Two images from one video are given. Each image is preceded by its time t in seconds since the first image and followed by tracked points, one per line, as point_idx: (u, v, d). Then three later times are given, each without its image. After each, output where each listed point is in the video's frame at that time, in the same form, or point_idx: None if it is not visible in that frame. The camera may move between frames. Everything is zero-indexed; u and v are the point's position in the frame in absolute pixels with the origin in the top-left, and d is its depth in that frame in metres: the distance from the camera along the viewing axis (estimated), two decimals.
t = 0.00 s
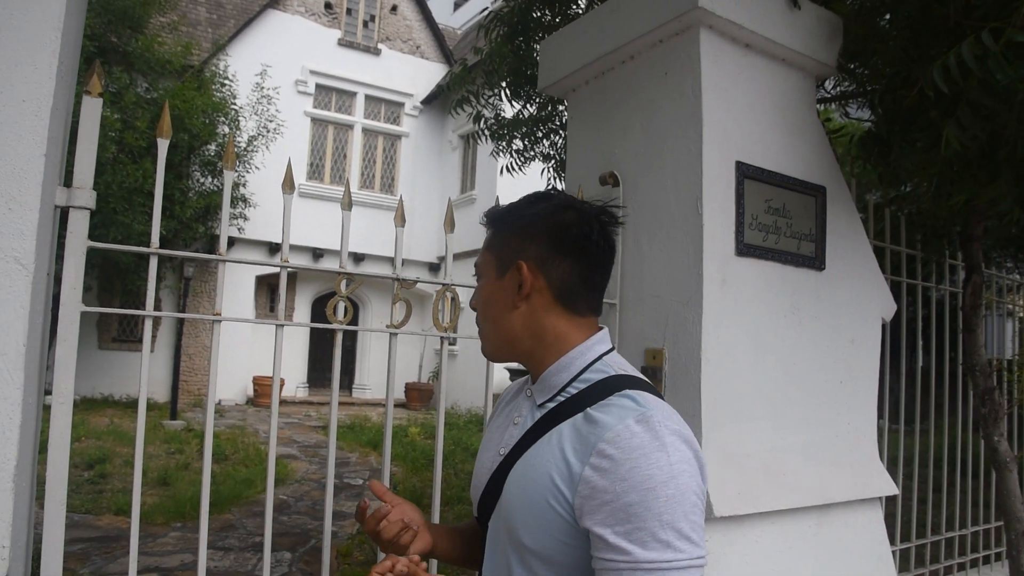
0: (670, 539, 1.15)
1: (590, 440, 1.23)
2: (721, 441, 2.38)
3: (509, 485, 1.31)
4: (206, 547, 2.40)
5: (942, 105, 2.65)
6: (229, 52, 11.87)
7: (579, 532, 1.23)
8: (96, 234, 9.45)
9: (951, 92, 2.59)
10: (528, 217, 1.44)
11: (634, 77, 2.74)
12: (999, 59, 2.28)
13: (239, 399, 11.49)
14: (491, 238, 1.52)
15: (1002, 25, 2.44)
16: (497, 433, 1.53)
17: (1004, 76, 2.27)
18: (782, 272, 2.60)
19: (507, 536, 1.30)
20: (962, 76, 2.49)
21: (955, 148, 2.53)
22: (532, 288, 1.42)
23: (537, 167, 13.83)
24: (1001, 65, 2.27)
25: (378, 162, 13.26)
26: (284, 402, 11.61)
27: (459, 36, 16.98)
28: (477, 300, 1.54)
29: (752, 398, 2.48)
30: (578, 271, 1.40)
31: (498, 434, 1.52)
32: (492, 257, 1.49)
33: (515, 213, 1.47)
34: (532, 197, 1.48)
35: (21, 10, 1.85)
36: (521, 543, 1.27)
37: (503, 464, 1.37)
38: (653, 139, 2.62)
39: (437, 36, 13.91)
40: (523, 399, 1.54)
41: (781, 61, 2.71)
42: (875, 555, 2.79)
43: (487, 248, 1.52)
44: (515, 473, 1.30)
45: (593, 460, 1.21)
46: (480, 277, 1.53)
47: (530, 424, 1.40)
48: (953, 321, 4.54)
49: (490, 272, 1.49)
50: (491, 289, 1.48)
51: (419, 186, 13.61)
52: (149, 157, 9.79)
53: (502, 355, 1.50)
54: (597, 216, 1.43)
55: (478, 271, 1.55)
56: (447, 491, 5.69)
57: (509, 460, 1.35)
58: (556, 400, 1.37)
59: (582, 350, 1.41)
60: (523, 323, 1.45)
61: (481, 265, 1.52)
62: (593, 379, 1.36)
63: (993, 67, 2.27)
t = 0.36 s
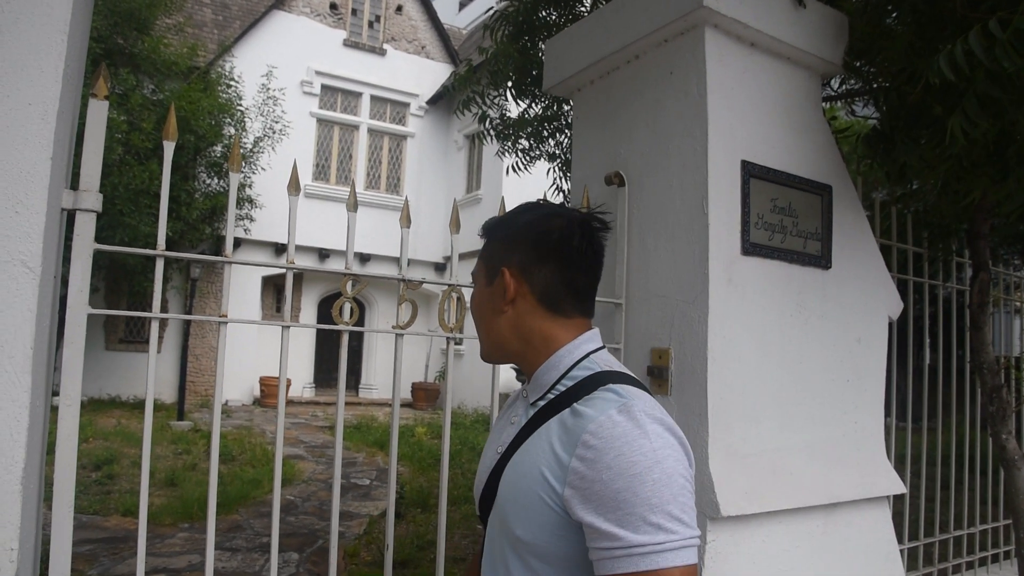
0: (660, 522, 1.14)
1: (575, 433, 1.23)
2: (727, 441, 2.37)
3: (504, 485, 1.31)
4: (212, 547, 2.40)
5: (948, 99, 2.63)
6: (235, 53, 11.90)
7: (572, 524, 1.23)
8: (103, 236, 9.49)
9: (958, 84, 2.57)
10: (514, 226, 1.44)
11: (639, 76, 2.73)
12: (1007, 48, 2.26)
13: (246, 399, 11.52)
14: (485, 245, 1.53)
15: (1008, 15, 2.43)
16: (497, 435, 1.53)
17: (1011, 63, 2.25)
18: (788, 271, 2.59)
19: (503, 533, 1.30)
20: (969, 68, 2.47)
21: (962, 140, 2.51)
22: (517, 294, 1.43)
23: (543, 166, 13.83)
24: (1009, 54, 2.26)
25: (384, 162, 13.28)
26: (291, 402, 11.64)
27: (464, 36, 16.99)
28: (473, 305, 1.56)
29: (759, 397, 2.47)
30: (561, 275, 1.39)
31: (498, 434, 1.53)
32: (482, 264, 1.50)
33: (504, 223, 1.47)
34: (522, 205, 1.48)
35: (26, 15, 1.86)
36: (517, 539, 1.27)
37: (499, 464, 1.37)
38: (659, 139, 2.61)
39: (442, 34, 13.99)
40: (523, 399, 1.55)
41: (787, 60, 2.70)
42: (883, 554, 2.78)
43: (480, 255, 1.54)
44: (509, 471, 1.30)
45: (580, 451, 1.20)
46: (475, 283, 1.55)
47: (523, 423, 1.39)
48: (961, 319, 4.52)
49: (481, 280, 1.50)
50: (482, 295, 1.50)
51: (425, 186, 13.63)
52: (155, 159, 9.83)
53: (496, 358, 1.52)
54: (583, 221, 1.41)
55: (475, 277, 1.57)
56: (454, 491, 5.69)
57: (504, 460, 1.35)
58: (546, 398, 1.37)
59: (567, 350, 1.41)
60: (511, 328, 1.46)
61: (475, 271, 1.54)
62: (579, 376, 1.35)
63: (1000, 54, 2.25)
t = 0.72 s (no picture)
0: (601, 527, 1.13)
1: (541, 431, 1.25)
2: (733, 440, 2.36)
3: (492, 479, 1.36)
4: (218, 551, 2.40)
5: (951, 97, 2.62)
6: (238, 56, 11.93)
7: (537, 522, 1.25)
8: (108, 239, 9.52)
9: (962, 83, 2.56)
10: (514, 227, 1.44)
11: (641, 76, 2.73)
12: (1012, 46, 2.25)
13: (251, 402, 11.54)
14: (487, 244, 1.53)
15: (1011, 13, 2.42)
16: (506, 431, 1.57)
17: (1016, 62, 2.23)
18: (793, 270, 2.59)
19: (490, 525, 1.35)
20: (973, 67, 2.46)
21: (967, 138, 2.50)
22: (515, 293, 1.43)
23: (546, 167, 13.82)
24: (1013, 52, 2.25)
25: (388, 163, 13.29)
26: (296, 404, 11.67)
27: (467, 37, 17.00)
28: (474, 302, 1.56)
29: (764, 397, 2.46)
30: (559, 274, 1.39)
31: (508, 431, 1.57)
32: (484, 263, 1.50)
33: (506, 222, 1.47)
34: (524, 205, 1.47)
35: (31, 20, 1.87)
36: (495, 530, 1.32)
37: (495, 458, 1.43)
38: (662, 140, 2.61)
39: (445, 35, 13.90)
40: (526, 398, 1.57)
41: (790, 59, 2.69)
42: (890, 554, 2.77)
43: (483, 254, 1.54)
44: (496, 465, 1.35)
45: (540, 451, 1.22)
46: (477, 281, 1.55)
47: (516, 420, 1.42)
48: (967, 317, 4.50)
49: (482, 279, 1.51)
50: (483, 294, 1.50)
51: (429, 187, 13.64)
52: (160, 162, 9.86)
53: (496, 357, 1.53)
54: (583, 222, 1.41)
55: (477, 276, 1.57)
56: (460, 492, 5.70)
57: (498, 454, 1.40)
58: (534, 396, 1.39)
59: (562, 350, 1.41)
60: (510, 327, 1.46)
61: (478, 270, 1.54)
62: (565, 377, 1.35)
63: (1004, 53, 2.24)
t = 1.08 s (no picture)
0: (575, 538, 1.14)
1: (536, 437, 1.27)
2: (743, 448, 2.35)
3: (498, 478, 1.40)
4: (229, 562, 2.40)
5: (956, 101, 2.62)
6: (245, 68, 12.02)
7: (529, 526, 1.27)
8: (117, 252, 9.58)
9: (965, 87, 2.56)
10: (537, 234, 1.45)
11: (647, 85, 2.74)
12: (1012, 49, 2.25)
13: (260, 412, 11.57)
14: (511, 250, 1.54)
15: (1013, 16, 2.41)
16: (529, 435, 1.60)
17: (1016, 65, 2.23)
18: (802, 276, 2.58)
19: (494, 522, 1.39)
20: (976, 70, 2.45)
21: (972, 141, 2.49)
22: (537, 299, 1.44)
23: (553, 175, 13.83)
24: (1014, 55, 2.25)
25: (395, 173, 13.34)
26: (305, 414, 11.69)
27: (473, 46, 17.08)
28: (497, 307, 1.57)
29: (775, 404, 2.45)
30: (579, 284, 1.39)
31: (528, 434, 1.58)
32: (506, 269, 1.51)
33: (529, 228, 1.48)
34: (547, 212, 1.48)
35: (39, 36, 1.89)
36: (497, 529, 1.35)
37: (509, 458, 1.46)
38: (669, 147, 2.61)
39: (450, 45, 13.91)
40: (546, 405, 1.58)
41: (796, 65, 2.69)
42: (904, 561, 2.74)
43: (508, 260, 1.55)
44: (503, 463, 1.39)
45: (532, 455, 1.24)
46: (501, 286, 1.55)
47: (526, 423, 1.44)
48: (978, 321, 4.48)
49: (504, 284, 1.51)
50: (504, 299, 1.50)
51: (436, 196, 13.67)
52: (168, 174, 9.94)
53: (514, 363, 1.53)
54: (605, 232, 1.42)
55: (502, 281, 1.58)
56: (469, 502, 5.68)
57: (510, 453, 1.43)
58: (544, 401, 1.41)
59: (577, 357, 1.41)
60: (530, 333, 1.47)
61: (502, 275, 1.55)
62: (574, 385, 1.36)
63: (1005, 56, 2.24)
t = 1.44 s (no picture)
0: (667, 530, 1.16)
1: (592, 437, 1.27)
2: (744, 449, 2.35)
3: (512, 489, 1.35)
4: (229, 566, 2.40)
5: (956, 101, 2.62)
6: (246, 72, 12.04)
7: (580, 529, 1.26)
8: (118, 256, 9.59)
9: (963, 84, 2.56)
10: (609, 238, 1.49)
11: (648, 87, 2.74)
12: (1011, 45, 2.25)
13: (262, 416, 11.57)
14: (564, 245, 1.45)
15: (1011, 13, 2.42)
16: (502, 445, 1.59)
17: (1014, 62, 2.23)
18: (803, 277, 2.58)
19: (514, 535, 1.33)
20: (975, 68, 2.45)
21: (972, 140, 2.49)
22: (613, 305, 1.50)
23: (554, 177, 13.84)
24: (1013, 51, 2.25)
25: (396, 176, 13.35)
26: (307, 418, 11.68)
27: (474, 49, 17.11)
28: (535, 308, 1.43)
29: (776, 405, 2.45)
30: (617, 283, 1.49)
31: (507, 443, 1.57)
32: (575, 269, 1.43)
33: (594, 227, 1.46)
34: (599, 212, 1.49)
35: (39, 40, 1.90)
36: (526, 539, 1.30)
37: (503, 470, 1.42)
38: (668, 149, 2.62)
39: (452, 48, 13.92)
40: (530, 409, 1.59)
41: (796, 67, 2.69)
42: (906, 562, 2.74)
43: (555, 255, 1.44)
44: (518, 473, 1.35)
45: (594, 454, 1.24)
46: (549, 285, 1.43)
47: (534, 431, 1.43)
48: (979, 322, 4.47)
49: (569, 284, 1.43)
50: (570, 302, 1.43)
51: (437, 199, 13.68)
52: (169, 178, 9.95)
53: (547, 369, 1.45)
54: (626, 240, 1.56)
55: (538, 278, 1.44)
56: (471, 505, 5.68)
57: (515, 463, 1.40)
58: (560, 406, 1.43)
59: (606, 357, 1.49)
60: (591, 336, 1.47)
61: (552, 273, 1.43)
62: (597, 387, 1.42)
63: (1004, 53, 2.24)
